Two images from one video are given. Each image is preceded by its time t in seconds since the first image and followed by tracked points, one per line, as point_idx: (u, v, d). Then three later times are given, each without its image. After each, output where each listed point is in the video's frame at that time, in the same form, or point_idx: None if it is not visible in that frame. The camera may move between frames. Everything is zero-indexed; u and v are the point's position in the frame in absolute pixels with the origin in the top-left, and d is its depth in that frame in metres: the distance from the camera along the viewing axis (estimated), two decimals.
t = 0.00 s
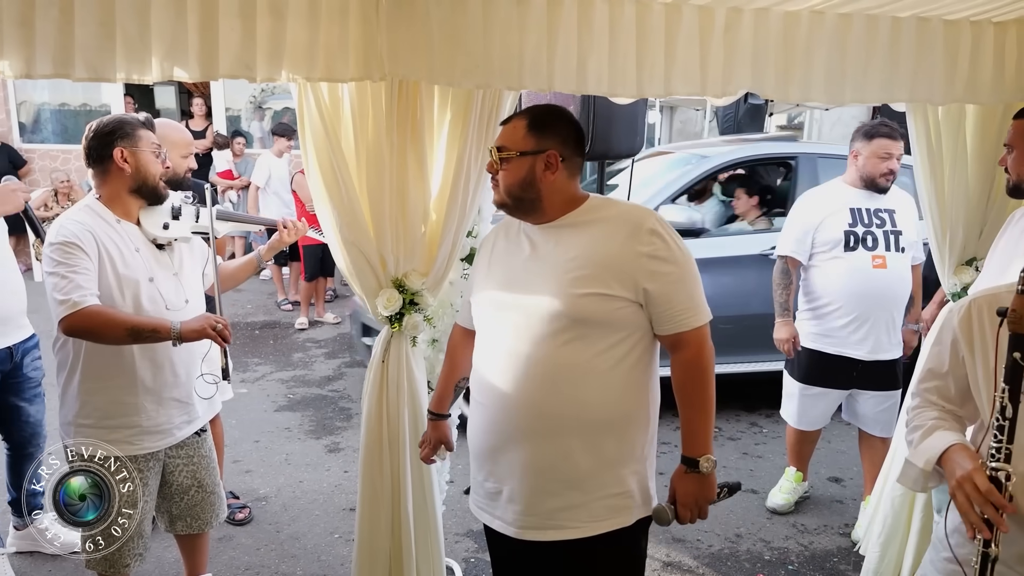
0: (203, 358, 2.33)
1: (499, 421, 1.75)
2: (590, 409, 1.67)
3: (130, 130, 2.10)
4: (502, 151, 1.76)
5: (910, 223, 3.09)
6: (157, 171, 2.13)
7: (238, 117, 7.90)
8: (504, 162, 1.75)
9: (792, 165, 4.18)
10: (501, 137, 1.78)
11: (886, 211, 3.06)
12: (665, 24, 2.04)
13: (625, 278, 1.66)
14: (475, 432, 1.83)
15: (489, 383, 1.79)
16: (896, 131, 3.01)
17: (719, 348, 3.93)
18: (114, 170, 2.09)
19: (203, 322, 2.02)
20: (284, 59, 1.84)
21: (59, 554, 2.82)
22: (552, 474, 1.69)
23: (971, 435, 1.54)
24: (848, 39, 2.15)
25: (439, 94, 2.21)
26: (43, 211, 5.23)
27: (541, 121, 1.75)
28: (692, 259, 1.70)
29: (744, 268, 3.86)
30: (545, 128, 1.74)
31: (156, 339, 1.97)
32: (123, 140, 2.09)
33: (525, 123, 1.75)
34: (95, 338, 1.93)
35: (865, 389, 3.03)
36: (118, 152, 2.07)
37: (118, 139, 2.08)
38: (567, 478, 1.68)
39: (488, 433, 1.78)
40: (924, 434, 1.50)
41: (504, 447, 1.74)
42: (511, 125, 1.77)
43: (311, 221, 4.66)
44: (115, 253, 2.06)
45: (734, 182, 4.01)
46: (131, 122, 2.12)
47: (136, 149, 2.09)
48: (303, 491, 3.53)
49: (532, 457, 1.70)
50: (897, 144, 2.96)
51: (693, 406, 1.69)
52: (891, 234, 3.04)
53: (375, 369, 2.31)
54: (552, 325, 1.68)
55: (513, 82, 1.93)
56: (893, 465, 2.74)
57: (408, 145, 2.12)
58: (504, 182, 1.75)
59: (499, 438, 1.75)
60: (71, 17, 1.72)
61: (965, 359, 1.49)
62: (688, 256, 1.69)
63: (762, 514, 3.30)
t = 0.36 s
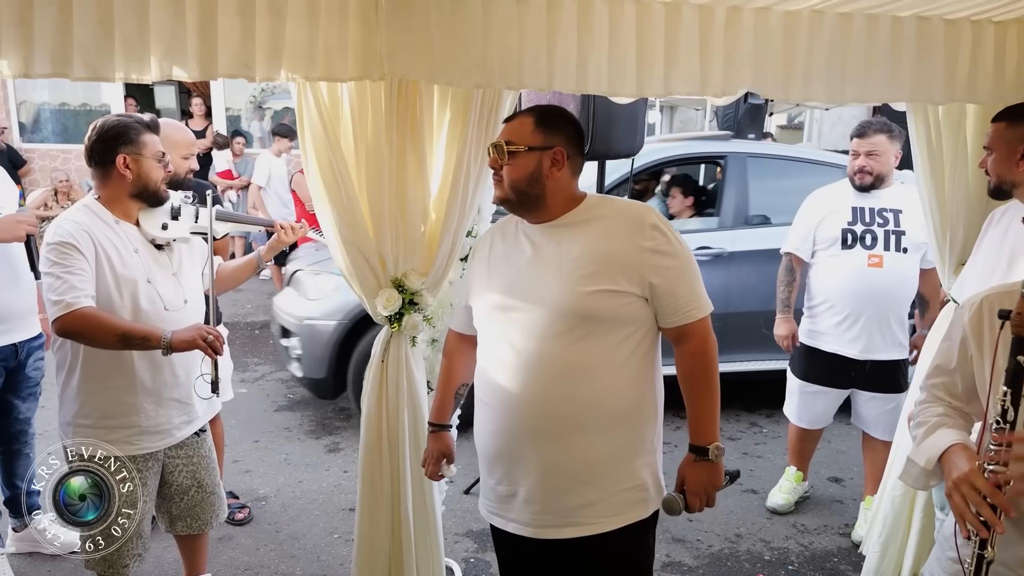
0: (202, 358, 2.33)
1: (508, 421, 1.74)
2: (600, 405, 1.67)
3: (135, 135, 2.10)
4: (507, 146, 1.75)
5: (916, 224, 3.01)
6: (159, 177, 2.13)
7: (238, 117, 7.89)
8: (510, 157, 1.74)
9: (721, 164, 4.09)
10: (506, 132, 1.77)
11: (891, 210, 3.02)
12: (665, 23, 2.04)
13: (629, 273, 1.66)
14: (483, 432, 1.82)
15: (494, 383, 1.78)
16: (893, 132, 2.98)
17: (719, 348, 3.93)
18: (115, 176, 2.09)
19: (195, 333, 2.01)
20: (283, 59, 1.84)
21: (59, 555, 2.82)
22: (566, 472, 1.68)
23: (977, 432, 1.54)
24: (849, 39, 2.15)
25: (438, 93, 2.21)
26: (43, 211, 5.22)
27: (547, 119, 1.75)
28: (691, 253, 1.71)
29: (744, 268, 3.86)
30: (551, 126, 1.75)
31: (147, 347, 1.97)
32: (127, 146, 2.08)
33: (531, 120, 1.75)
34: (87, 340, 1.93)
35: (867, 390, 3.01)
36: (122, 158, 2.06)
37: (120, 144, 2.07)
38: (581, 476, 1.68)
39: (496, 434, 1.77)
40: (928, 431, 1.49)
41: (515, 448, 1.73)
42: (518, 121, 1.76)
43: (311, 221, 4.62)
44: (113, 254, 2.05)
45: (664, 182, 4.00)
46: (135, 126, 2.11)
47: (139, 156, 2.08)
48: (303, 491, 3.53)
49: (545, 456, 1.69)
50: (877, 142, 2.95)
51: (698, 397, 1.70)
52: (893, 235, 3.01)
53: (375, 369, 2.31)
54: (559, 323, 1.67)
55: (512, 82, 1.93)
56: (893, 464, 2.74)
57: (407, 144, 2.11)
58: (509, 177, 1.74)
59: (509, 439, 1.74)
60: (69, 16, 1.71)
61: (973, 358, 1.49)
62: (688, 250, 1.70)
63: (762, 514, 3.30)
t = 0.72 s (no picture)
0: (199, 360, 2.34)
1: (519, 424, 1.74)
2: (613, 407, 1.68)
3: (142, 141, 2.10)
4: (526, 147, 1.73)
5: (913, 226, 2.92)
6: (163, 183, 2.14)
7: (238, 117, 7.90)
8: (529, 158, 1.73)
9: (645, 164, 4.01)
10: (524, 134, 1.76)
11: (891, 212, 2.97)
12: (663, 24, 2.05)
13: (643, 277, 1.68)
14: (491, 435, 1.82)
15: (502, 386, 1.78)
16: (891, 133, 2.95)
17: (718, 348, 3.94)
18: (120, 181, 2.09)
19: (189, 333, 2.03)
20: (282, 60, 1.85)
21: (59, 555, 2.83)
22: (580, 475, 1.69)
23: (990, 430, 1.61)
24: (846, 40, 2.16)
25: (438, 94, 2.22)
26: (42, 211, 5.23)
27: (566, 121, 1.75)
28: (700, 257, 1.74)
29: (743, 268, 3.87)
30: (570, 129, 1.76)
31: (141, 347, 1.98)
32: (134, 152, 2.09)
33: (550, 121, 1.74)
34: (82, 342, 1.94)
35: (863, 390, 3.01)
36: (128, 165, 2.08)
37: (126, 150, 2.08)
38: (595, 478, 1.69)
39: (506, 437, 1.77)
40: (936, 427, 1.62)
41: (527, 451, 1.74)
42: (538, 121, 1.75)
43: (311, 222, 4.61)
44: (112, 256, 2.06)
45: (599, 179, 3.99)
46: (141, 132, 2.11)
47: (145, 162, 2.10)
48: (303, 491, 3.54)
49: (558, 458, 1.70)
50: (867, 145, 2.97)
51: (707, 398, 1.75)
52: (885, 236, 2.97)
53: (375, 369, 2.31)
54: (571, 327, 1.68)
55: (511, 83, 1.94)
56: (891, 464, 2.75)
57: (407, 145, 2.12)
58: (527, 180, 1.73)
59: (520, 442, 1.74)
60: (71, 17, 1.73)
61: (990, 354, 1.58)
62: (698, 254, 1.73)
63: (761, 514, 3.31)
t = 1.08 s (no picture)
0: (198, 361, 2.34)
1: (539, 434, 1.75)
2: (637, 420, 1.68)
3: (140, 143, 2.12)
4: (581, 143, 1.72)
5: (907, 227, 2.90)
6: (161, 184, 2.16)
7: (237, 117, 7.91)
8: (586, 155, 1.72)
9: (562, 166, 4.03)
10: (579, 128, 1.74)
11: (886, 212, 2.99)
12: (660, 25, 2.06)
13: (674, 290, 1.68)
14: (510, 443, 1.84)
15: (524, 394, 1.79)
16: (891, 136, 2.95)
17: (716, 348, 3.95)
18: (117, 181, 2.11)
19: (183, 326, 2.03)
20: (281, 61, 1.86)
21: (59, 553, 2.84)
22: (598, 486, 1.70)
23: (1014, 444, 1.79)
24: (842, 41, 2.17)
25: (436, 94, 2.22)
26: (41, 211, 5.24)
27: (618, 121, 1.77)
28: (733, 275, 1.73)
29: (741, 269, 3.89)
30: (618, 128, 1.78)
31: (136, 342, 1.99)
32: (131, 153, 2.10)
33: (605, 117, 1.75)
34: (75, 339, 1.95)
35: (854, 389, 3.05)
36: (124, 165, 2.09)
37: (124, 151, 2.09)
38: (614, 490, 1.70)
39: (525, 445, 1.78)
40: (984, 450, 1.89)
41: (545, 460, 1.75)
42: (592, 116, 1.75)
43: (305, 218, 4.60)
44: (108, 255, 2.07)
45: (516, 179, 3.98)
46: (139, 133, 2.12)
47: (141, 163, 2.11)
48: (302, 490, 3.55)
49: (577, 470, 1.71)
50: (867, 146, 3.00)
51: (731, 415, 1.75)
52: (876, 236, 2.99)
53: (373, 368, 2.33)
54: (597, 340, 1.69)
55: (509, 84, 1.95)
56: (886, 463, 2.76)
57: (405, 145, 2.13)
58: (581, 175, 1.72)
59: (540, 451, 1.75)
60: (71, 19, 1.74)
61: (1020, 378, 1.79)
62: (731, 270, 1.73)
63: (758, 513, 3.33)
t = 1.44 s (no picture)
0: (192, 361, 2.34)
1: (558, 446, 1.74)
2: (660, 436, 1.67)
3: (134, 143, 2.12)
4: (630, 153, 1.66)
5: (893, 226, 2.92)
6: (153, 185, 2.16)
7: (232, 117, 7.91)
8: (637, 167, 1.66)
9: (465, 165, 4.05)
10: (626, 137, 1.68)
11: (874, 211, 3.00)
12: (654, 27, 2.07)
13: (705, 306, 1.65)
14: (527, 452, 1.83)
15: (542, 403, 1.79)
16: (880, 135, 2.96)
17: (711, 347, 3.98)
18: (109, 182, 2.11)
19: (172, 322, 2.04)
20: (276, 62, 1.87)
21: (54, 554, 2.84)
22: (617, 500, 1.69)
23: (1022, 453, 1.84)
24: (834, 42, 2.19)
25: (431, 95, 2.23)
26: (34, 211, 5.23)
27: (662, 127, 1.72)
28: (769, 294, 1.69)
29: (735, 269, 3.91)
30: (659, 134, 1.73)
31: (126, 341, 1.99)
32: (124, 154, 2.10)
33: (653, 125, 1.69)
34: (65, 340, 1.95)
35: (845, 387, 3.06)
36: (117, 166, 2.09)
37: (118, 152, 2.10)
38: (632, 505, 1.69)
39: (542, 456, 1.78)
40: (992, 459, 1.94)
41: (563, 473, 1.74)
42: (640, 123, 1.69)
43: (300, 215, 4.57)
44: (100, 256, 2.08)
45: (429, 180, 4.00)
46: (133, 134, 2.13)
47: (134, 163, 2.11)
48: (298, 490, 3.56)
49: (594, 483, 1.70)
50: (856, 146, 3.01)
51: (759, 435, 1.72)
52: (864, 235, 3.01)
53: (368, 368, 2.33)
54: (622, 355, 1.67)
55: (503, 85, 1.97)
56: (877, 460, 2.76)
57: (400, 145, 2.14)
58: (632, 187, 1.66)
59: (559, 463, 1.75)
60: (66, 19, 1.75)
61: None
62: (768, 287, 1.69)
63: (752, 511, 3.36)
